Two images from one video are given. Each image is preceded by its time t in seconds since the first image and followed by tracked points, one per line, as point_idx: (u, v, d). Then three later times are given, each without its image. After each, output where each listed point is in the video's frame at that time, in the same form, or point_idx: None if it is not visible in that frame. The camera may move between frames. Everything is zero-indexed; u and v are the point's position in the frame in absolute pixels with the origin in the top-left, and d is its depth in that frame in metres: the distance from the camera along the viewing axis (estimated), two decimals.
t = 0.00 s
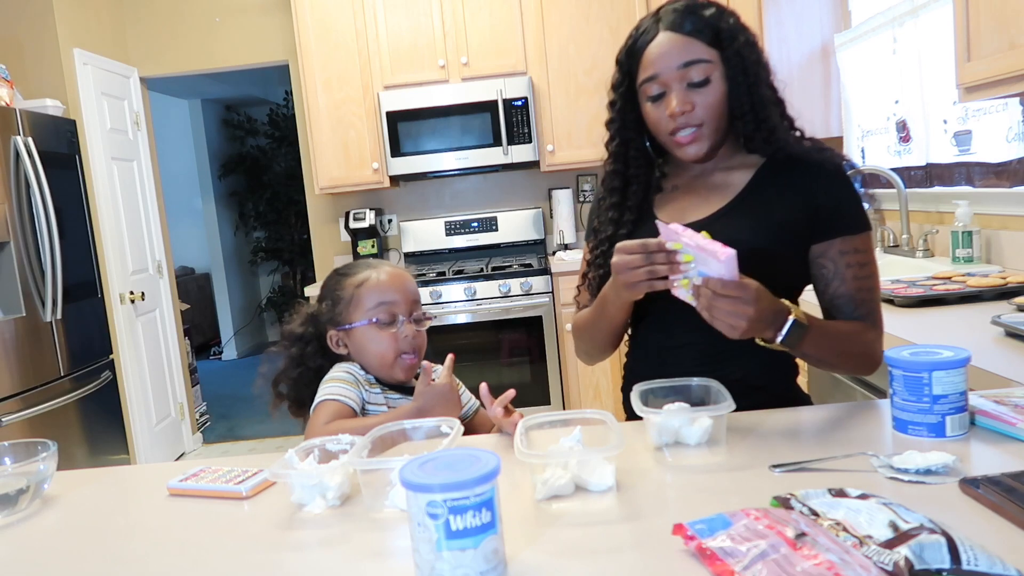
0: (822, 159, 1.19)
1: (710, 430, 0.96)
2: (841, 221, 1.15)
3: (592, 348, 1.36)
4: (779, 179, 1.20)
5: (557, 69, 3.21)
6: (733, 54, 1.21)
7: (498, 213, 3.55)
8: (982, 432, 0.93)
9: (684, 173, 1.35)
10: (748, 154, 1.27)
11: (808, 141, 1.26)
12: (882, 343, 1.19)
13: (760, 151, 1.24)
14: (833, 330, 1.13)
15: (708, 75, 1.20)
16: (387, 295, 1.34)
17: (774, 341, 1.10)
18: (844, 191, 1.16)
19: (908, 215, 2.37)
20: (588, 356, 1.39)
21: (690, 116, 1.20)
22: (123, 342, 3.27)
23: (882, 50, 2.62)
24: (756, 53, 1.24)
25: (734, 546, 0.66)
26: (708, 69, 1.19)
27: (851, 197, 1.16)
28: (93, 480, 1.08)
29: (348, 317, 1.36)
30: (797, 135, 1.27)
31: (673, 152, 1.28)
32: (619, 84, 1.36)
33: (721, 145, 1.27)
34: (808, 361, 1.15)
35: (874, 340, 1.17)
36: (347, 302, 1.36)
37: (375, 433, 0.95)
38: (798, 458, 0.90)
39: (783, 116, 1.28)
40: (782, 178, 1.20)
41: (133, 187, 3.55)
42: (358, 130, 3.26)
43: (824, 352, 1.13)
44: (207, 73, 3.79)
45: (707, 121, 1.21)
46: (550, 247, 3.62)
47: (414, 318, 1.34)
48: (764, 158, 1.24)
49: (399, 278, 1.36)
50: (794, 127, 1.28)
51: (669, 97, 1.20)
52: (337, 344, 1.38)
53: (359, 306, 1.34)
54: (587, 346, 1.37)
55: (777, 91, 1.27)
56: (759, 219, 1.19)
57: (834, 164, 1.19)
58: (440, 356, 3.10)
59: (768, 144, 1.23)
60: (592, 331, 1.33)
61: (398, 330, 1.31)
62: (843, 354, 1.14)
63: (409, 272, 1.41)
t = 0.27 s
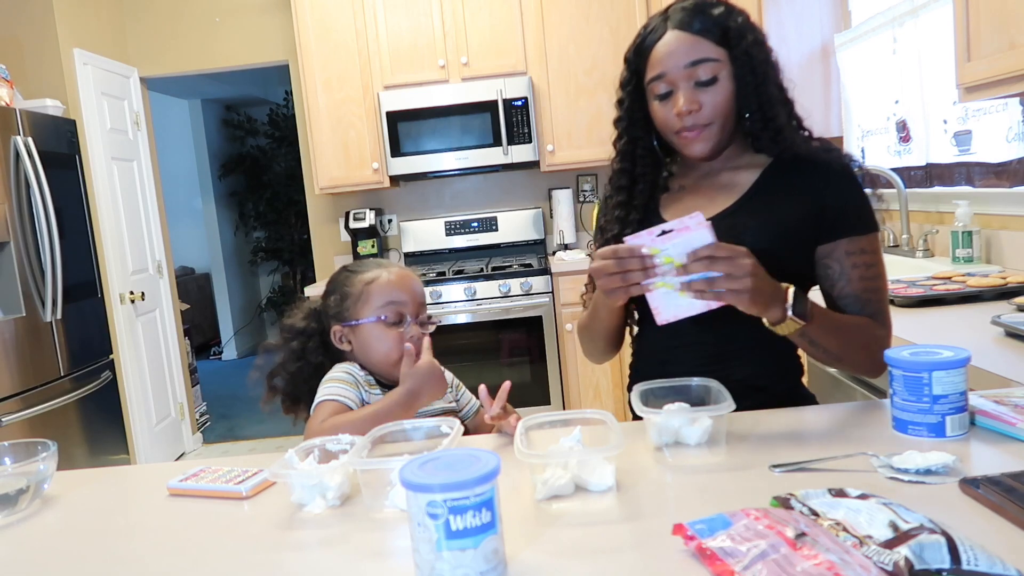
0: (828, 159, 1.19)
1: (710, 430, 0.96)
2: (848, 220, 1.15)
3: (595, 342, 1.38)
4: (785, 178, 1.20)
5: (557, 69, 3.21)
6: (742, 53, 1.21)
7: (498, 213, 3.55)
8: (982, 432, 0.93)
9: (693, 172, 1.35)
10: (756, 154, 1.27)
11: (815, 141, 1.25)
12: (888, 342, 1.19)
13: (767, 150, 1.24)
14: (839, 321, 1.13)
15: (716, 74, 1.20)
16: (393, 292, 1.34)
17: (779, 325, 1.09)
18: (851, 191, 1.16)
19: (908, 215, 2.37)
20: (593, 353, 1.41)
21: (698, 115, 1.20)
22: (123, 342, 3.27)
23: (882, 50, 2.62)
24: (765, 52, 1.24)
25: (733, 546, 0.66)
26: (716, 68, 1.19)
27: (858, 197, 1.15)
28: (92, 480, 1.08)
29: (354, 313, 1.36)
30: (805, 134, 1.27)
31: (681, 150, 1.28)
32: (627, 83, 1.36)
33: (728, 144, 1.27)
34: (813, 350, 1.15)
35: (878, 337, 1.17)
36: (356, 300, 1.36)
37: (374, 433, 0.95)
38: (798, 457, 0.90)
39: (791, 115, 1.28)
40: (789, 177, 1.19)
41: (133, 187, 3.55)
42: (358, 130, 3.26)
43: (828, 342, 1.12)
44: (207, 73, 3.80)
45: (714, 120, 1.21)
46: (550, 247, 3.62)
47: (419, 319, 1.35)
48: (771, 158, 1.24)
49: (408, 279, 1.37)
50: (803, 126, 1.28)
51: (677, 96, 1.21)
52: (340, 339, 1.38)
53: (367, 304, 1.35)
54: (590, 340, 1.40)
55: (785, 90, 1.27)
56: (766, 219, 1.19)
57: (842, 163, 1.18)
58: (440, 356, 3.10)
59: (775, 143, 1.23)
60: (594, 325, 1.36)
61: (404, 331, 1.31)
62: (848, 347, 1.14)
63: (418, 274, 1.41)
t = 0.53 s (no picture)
0: (832, 158, 1.18)
1: (710, 430, 0.96)
2: (852, 219, 1.15)
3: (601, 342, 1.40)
4: (790, 177, 1.20)
5: (557, 69, 3.21)
6: (746, 52, 1.20)
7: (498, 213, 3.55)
8: (982, 432, 0.93)
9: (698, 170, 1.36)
10: (761, 154, 1.27)
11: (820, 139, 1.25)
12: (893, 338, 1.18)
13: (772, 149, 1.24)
14: (840, 314, 1.12)
15: (720, 73, 1.19)
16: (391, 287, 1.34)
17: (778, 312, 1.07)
18: (856, 191, 1.15)
19: (908, 215, 2.37)
20: (603, 353, 1.43)
21: (700, 114, 1.20)
22: (123, 342, 3.27)
23: (882, 50, 2.61)
24: (771, 51, 1.23)
25: (733, 546, 0.66)
26: (720, 67, 1.19)
27: (862, 197, 1.15)
28: (92, 480, 1.08)
29: (353, 309, 1.36)
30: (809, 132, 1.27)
31: (686, 149, 1.28)
32: (633, 81, 1.37)
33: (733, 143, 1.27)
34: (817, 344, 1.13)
35: (882, 333, 1.16)
36: (352, 296, 1.37)
37: (373, 433, 0.95)
38: (797, 458, 0.90)
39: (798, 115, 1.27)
40: (793, 176, 1.19)
41: (133, 187, 3.55)
42: (358, 130, 3.26)
43: (829, 335, 1.11)
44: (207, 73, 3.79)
45: (718, 119, 1.21)
46: (550, 247, 3.62)
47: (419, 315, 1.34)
48: (775, 157, 1.24)
49: (408, 276, 1.37)
50: (809, 124, 1.27)
51: (681, 95, 1.21)
52: (339, 338, 1.38)
53: (362, 299, 1.35)
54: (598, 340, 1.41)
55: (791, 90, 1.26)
56: (769, 218, 1.19)
57: (847, 162, 1.18)
58: (440, 356, 3.10)
59: (780, 143, 1.23)
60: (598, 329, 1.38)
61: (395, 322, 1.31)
62: (850, 341, 1.13)
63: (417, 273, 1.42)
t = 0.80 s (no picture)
0: (837, 159, 1.17)
1: (710, 430, 0.95)
2: (855, 220, 1.15)
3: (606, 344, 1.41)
4: (794, 178, 1.20)
5: (556, 69, 3.21)
6: (753, 56, 1.21)
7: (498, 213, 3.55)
8: (982, 432, 0.93)
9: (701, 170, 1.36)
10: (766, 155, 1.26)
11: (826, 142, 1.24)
12: (896, 332, 1.17)
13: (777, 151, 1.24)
14: (832, 305, 1.13)
15: (725, 76, 1.20)
16: (385, 287, 1.35)
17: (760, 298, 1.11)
18: (860, 192, 1.15)
19: (908, 215, 2.37)
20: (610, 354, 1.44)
21: (704, 117, 1.21)
22: (123, 342, 3.27)
23: (882, 50, 2.61)
24: (777, 54, 1.23)
25: (734, 546, 0.66)
26: (725, 70, 1.20)
27: (866, 198, 1.14)
28: (92, 480, 1.08)
29: (352, 309, 1.37)
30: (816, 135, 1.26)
31: (690, 150, 1.30)
32: (640, 79, 1.38)
33: (736, 146, 1.28)
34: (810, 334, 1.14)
35: (882, 325, 1.16)
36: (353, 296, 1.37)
37: (373, 433, 0.95)
38: (798, 458, 0.90)
39: (803, 117, 1.27)
40: (798, 178, 1.19)
41: (133, 187, 3.55)
42: (358, 130, 3.26)
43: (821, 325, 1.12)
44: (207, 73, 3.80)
45: (721, 123, 1.22)
46: (550, 247, 3.62)
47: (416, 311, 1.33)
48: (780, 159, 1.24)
49: (404, 275, 1.37)
50: (816, 126, 1.26)
51: (685, 97, 1.22)
52: (338, 337, 1.38)
53: (361, 299, 1.36)
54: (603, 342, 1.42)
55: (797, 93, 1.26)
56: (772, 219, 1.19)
57: (852, 164, 1.17)
58: (440, 356, 3.10)
59: (785, 146, 1.22)
60: (602, 333, 1.39)
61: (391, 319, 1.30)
62: (845, 332, 1.14)
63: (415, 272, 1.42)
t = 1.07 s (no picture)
0: (837, 158, 1.17)
1: (710, 430, 0.95)
2: (856, 217, 1.14)
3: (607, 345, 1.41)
4: (794, 178, 1.20)
5: (556, 69, 3.21)
6: (755, 58, 1.21)
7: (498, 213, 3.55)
8: (982, 432, 0.93)
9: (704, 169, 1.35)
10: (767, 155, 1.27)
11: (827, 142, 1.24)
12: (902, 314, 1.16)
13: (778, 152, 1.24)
14: (838, 288, 1.11)
15: (727, 78, 1.20)
16: (381, 288, 1.35)
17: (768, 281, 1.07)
18: (860, 190, 1.14)
19: (908, 215, 2.37)
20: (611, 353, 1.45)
21: (705, 118, 1.21)
22: (123, 342, 3.27)
23: (882, 50, 2.61)
24: (780, 57, 1.23)
25: (734, 546, 0.66)
26: (727, 72, 1.20)
27: (867, 195, 1.14)
28: (92, 480, 1.09)
29: (349, 309, 1.37)
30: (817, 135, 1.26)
31: (691, 151, 1.29)
32: (643, 78, 1.38)
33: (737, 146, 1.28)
34: (818, 316, 1.12)
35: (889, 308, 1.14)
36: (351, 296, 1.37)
37: (373, 433, 0.95)
38: (798, 457, 0.90)
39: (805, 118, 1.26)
40: (798, 177, 1.19)
41: (133, 187, 3.55)
42: (358, 130, 3.26)
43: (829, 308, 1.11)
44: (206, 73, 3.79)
45: (722, 124, 1.22)
46: (550, 247, 3.62)
47: (413, 311, 1.33)
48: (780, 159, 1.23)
49: (401, 275, 1.37)
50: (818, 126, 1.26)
51: (687, 97, 1.22)
52: (337, 337, 1.38)
53: (358, 299, 1.36)
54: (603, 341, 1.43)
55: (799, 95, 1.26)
56: (773, 218, 1.19)
57: (852, 163, 1.17)
58: (440, 356, 3.10)
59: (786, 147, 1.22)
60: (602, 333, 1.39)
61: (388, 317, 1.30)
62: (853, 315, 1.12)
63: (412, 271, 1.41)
